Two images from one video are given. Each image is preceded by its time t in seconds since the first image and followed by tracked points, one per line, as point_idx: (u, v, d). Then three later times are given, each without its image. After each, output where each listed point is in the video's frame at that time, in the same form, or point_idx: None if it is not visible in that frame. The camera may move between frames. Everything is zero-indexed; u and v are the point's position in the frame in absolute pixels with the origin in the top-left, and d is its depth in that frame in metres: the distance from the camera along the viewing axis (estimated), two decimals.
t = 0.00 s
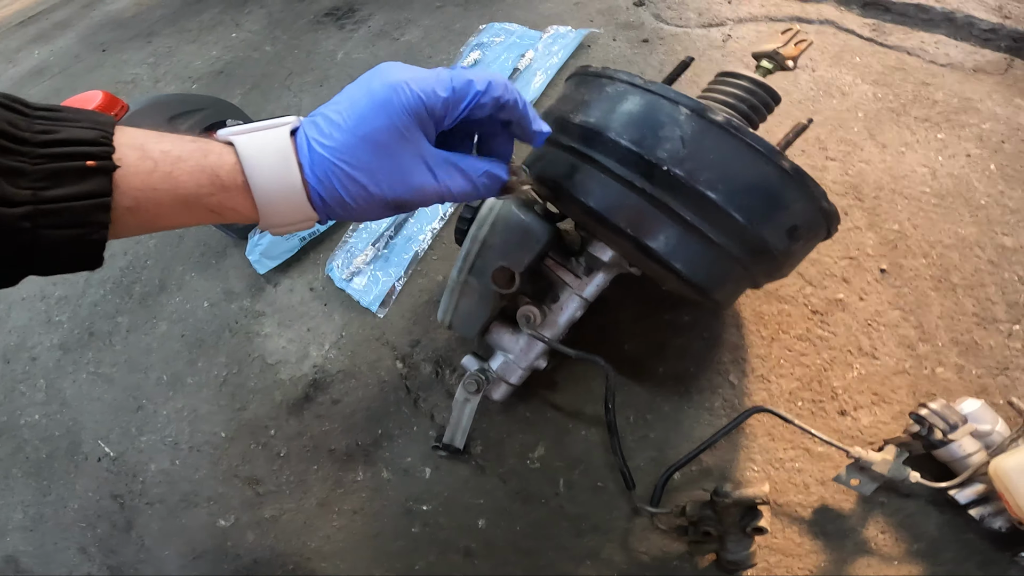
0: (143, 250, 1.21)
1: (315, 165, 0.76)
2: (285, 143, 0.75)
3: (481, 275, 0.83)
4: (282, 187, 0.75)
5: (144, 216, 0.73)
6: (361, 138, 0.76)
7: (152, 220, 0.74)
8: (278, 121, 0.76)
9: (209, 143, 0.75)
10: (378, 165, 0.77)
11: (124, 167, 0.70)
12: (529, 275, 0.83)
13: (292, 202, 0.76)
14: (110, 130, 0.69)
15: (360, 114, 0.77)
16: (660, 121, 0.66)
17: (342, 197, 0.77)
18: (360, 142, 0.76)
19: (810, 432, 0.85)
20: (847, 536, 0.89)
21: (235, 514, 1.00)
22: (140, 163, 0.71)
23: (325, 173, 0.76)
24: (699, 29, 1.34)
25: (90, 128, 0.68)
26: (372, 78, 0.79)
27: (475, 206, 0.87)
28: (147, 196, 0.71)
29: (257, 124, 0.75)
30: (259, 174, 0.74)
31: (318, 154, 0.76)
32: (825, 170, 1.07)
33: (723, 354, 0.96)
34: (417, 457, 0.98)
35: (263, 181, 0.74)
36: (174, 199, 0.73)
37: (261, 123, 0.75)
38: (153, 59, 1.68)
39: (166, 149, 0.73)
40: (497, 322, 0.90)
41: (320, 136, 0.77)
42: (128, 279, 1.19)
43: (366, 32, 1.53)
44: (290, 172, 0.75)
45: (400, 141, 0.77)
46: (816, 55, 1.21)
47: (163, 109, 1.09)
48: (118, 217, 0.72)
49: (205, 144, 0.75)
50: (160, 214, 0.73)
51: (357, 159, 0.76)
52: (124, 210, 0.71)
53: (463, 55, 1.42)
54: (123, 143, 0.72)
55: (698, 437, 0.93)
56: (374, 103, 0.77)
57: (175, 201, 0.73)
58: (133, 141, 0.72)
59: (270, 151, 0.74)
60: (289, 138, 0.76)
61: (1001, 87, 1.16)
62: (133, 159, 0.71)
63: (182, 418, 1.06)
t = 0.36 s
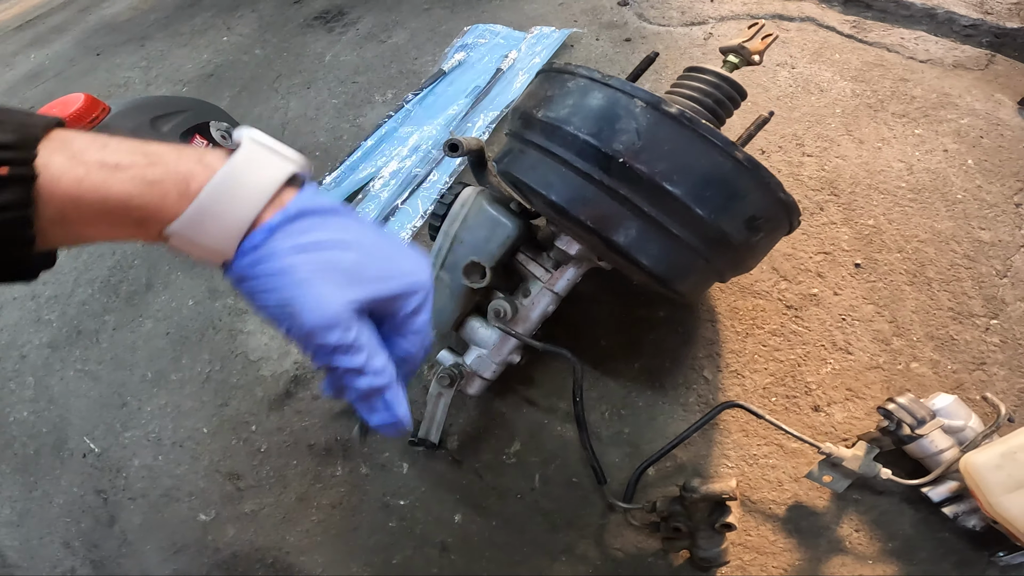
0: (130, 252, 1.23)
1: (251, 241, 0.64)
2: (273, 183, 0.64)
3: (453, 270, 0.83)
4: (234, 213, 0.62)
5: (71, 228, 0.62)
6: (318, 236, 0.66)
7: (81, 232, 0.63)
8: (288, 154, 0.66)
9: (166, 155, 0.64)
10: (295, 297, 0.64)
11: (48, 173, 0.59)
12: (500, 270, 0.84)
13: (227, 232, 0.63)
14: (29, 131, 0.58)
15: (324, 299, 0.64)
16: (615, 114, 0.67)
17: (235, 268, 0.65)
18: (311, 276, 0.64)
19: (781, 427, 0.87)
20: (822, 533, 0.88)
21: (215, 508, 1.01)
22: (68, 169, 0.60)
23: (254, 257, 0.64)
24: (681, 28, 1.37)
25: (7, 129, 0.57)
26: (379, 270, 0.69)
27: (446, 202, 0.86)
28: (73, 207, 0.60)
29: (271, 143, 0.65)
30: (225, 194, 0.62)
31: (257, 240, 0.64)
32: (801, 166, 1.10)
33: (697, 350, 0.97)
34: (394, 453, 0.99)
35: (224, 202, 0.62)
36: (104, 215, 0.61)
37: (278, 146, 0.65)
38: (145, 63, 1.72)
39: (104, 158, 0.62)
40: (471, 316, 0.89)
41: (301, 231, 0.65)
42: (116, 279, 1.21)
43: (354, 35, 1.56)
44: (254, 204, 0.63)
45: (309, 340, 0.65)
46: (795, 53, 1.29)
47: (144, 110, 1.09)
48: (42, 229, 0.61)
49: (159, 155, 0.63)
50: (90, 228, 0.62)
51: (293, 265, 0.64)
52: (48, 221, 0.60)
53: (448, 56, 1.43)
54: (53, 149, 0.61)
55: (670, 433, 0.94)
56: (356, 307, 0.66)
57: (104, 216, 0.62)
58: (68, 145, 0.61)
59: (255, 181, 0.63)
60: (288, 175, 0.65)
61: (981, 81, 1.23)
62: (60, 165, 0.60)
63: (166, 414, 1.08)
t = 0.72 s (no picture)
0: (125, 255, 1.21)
1: (268, 245, 0.69)
2: (236, 221, 0.68)
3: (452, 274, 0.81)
4: (208, 263, 0.68)
5: (50, 271, 0.67)
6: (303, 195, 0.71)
7: (60, 276, 0.68)
8: (239, 184, 0.69)
9: (130, 202, 0.68)
10: (348, 273, 0.72)
11: (25, 222, 0.64)
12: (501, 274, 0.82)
13: (210, 274, 0.69)
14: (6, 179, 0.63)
15: (332, 237, 0.70)
16: (619, 114, 0.65)
17: (283, 283, 0.71)
18: (332, 244, 0.70)
19: (788, 433, 0.85)
20: (832, 542, 0.86)
21: (211, 516, 0.99)
22: (44, 218, 0.65)
23: (271, 255, 0.69)
24: (683, 30, 1.36)
25: None
26: (354, 170, 0.72)
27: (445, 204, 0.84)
28: (51, 253, 0.66)
29: (217, 182, 0.68)
30: (195, 245, 0.66)
31: (274, 240, 0.69)
32: (806, 168, 1.09)
33: (702, 355, 0.95)
34: (393, 459, 0.97)
35: (194, 254, 0.67)
36: (87, 260, 0.67)
37: (224, 183, 0.68)
38: (143, 66, 1.71)
39: (76, 203, 0.66)
40: (470, 322, 0.88)
41: (285, 213, 0.69)
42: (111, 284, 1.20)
43: (353, 37, 1.55)
44: (228, 251, 0.68)
45: (366, 278, 0.73)
46: (799, 54, 1.27)
47: (138, 112, 1.06)
48: (22, 272, 0.66)
49: (126, 200, 0.68)
50: (68, 272, 0.68)
51: (317, 244, 0.70)
52: (30, 267, 0.66)
53: (448, 58, 1.42)
54: (28, 195, 0.65)
55: (674, 440, 0.92)
56: (360, 215, 0.70)
57: (84, 261, 0.67)
58: (40, 191, 0.65)
59: (213, 224, 0.67)
60: (245, 210, 0.68)
61: (986, 82, 1.22)
62: (38, 216, 0.64)
63: (161, 421, 1.06)
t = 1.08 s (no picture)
0: (145, 266, 1.24)
1: (333, 141, 0.74)
2: (297, 126, 0.72)
3: (471, 289, 0.84)
4: (287, 168, 0.72)
5: (149, 202, 0.72)
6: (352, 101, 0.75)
7: (158, 207, 0.72)
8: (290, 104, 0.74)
9: (210, 128, 0.73)
10: (408, 144, 0.75)
11: (122, 151, 0.69)
12: (518, 288, 0.84)
13: (300, 182, 0.74)
14: (103, 114, 0.69)
15: (378, 121, 0.74)
16: (634, 135, 0.67)
17: (366, 178, 0.76)
18: (386, 123, 0.74)
19: (797, 440, 0.88)
20: (838, 545, 0.89)
21: (233, 522, 1.01)
22: (138, 147, 0.70)
23: (343, 154, 0.74)
24: (689, 42, 1.38)
25: (82, 113, 0.67)
26: (376, 67, 0.76)
27: (462, 220, 0.86)
28: (147, 181, 0.70)
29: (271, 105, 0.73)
30: (272, 157, 0.71)
31: (338, 136, 0.74)
32: (813, 181, 1.12)
33: (712, 365, 0.98)
34: (411, 466, 1.00)
35: (273, 162, 0.71)
36: (181, 185, 0.72)
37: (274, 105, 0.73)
38: (157, 75, 1.74)
39: (165, 134, 0.71)
40: (488, 335, 0.91)
41: (336, 117, 0.75)
42: (131, 295, 1.23)
43: (365, 49, 1.58)
44: (302, 155, 0.72)
45: (428, 143, 0.76)
46: (804, 66, 1.30)
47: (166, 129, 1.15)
48: (121, 204, 0.70)
49: (204, 129, 0.73)
50: (164, 200, 0.72)
51: (376, 133, 0.74)
52: (128, 197, 0.70)
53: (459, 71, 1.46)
54: (120, 130, 0.70)
55: (684, 447, 0.95)
56: (396, 94, 0.74)
57: (178, 187, 0.72)
58: (131, 126, 0.71)
59: (279, 136, 0.72)
60: (301, 122, 0.73)
61: (989, 93, 1.24)
62: (132, 145, 0.69)
63: (183, 429, 1.09)
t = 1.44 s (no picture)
0: (151, 275, 1.27)
1: (355, 166, 0.78)
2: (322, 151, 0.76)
3: (474, 297, 0.85)
4: (314, 192, 0.76)
5: (186, 222, 0.74)
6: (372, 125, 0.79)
7: (193, 227, 0.75)
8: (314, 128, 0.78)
9: (243, 151, 0.77)
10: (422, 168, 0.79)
11: (164, 172, 0.72)
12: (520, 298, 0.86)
13: (323, 203, 0.77)
14: (149, 136, 0.71)
15: (394, 146, 0.78)
16: (634, 145, 0.68)
17: (384, 201, 0.80)
18: (402, 148, 0.78)
19: (797, 447, 0.88)
20: (839, 550, 0.89)
21: (237, 527, 1.02)
22: (179, 168, 0.73)
23: (363, 178, 0.78)
24: (689, 49, 1.39)
25: (128, 134, 0.69)
26: (391, 94, 0.80)
27: (465, 229, 0.88)
28: (186, 202, 0.73)
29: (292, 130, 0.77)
30: (299, 181, 0.75)
31: (358, 159, 0.78)
32: (812, 188, 1.13)
33: (712, 372, 1.00)
34: (414, 472, 1.01)
35: (302, 187, 0.75)
36: (215, 206, 0.75)
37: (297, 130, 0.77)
38: (160, 82, 1.75)
39: (203, 157, 0.75)
40: (489, 343, 0.92)
41: (356, 141, 0.78)
42: (136, 303, 1.25)
43: (366, 56, 1.59)
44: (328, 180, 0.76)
45: (441, 167, 0.80)
46: (803, 72, 1.31)
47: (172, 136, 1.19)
48: (159, 223, 0.73)
49: (239, 152, 0.77)
50: (200, 219, 0.75)
51: (393, 158, 0.78)
52: (166, 217, 0.72)
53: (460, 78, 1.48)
54: (161, 152, 0.73)
55: (685, 453, 0.96)
56: (411, 121, 0.78)
57: (214, 208, 0.75)
58: (171, 149, 0.74)
59: (307, 161, 0.75)
60: (325, 144, 0.77)
61: (987, 98, 1.25)
62: (173, 166, 0.72)
63: (188, 435, 1.10)
